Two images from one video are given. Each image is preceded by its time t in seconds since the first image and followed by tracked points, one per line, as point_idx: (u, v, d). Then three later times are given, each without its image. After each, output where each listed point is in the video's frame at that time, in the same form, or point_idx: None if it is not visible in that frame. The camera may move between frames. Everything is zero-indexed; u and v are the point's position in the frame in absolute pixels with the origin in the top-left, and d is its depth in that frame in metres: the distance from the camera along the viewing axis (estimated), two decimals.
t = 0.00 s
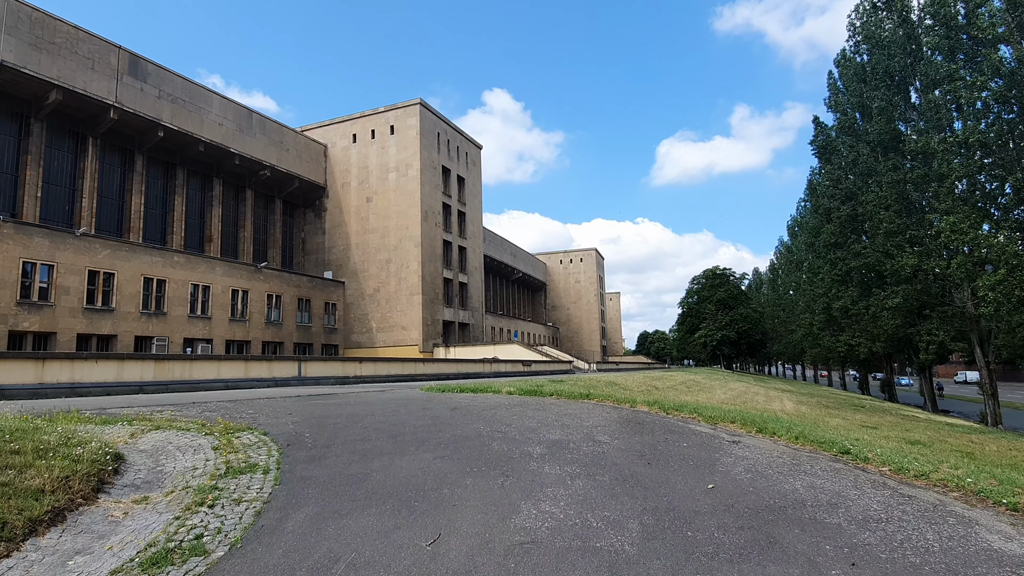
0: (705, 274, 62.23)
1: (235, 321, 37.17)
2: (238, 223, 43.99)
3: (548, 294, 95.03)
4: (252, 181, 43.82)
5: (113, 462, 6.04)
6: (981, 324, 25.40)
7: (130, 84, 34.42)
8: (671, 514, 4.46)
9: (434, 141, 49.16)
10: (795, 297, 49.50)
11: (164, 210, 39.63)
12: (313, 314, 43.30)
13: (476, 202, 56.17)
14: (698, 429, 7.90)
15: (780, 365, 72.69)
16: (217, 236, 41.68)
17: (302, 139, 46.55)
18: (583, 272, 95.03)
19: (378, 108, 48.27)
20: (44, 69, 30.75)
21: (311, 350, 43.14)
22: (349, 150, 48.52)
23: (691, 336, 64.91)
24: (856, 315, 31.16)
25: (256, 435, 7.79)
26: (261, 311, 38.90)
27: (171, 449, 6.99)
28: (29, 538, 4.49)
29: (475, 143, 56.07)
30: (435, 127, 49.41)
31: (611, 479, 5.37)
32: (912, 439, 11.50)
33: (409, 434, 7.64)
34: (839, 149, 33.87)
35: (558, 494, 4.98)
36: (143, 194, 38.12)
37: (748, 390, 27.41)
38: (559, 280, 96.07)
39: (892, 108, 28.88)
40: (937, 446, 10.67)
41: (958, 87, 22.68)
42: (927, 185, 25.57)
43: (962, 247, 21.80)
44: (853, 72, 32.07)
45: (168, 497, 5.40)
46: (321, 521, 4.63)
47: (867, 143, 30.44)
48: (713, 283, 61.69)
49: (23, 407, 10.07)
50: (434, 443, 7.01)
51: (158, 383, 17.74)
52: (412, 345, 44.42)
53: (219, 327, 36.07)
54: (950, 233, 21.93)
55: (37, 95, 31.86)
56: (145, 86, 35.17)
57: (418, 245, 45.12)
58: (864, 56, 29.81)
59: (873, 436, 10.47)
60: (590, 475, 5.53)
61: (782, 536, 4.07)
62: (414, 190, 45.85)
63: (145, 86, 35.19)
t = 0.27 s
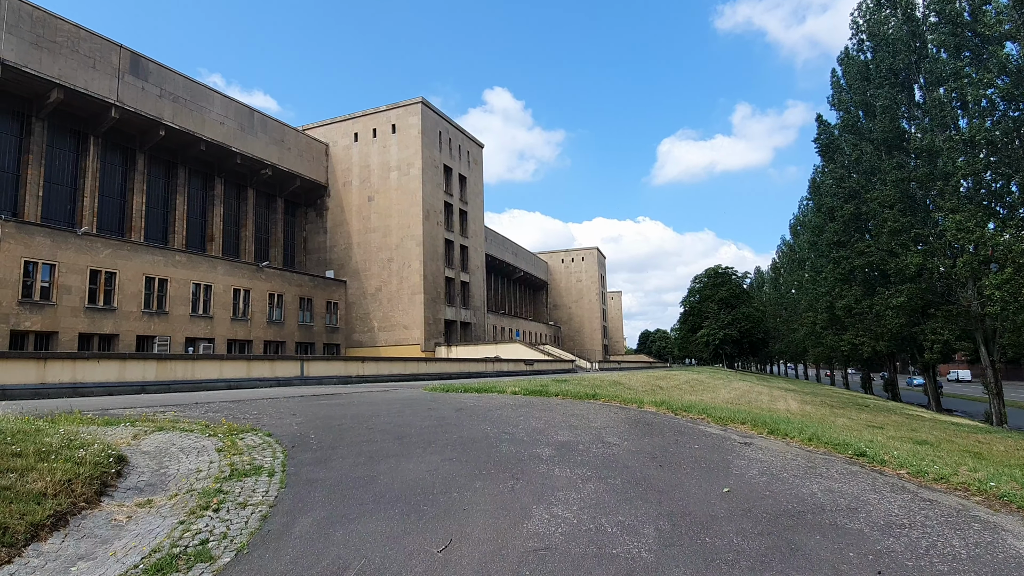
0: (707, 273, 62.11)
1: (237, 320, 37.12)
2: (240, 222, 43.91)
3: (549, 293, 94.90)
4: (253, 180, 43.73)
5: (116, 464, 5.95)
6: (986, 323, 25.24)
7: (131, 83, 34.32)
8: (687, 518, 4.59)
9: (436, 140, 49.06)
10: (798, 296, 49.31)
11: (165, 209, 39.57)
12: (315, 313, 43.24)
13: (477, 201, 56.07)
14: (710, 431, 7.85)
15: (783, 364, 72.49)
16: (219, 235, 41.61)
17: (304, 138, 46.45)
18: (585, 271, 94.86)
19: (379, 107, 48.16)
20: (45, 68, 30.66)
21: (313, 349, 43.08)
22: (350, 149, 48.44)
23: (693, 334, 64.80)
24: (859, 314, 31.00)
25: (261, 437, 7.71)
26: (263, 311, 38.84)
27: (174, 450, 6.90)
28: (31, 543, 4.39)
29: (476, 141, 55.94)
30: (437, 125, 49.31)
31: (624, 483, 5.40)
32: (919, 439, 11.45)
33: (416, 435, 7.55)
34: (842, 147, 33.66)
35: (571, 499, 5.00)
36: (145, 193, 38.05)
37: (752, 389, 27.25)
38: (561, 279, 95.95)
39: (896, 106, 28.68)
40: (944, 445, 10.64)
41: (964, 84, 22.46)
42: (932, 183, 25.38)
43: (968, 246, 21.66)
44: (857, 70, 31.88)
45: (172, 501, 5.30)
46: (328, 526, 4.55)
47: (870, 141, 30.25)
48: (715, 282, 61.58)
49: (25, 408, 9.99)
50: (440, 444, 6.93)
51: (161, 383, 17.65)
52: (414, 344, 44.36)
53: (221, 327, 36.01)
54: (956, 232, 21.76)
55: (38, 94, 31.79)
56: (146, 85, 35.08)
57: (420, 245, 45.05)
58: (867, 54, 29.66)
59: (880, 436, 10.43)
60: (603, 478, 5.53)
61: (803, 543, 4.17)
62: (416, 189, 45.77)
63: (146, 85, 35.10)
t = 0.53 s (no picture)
0: (707, 272, 62.07)
1: (238, 319, 37.08)
2: (240, 221, 43.84)
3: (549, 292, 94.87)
4: (253, 179, 43.67)
5: (118, 465, 5.90)
6: (988, 322, 25.17)
7: (131, 82, 34.25)
8: (696, 521, 4.53)
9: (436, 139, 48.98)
10: (799, 295, 49.26)
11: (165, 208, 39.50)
12: (315, 313, 43.18)
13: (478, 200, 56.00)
14: (716, 430, 7.80)
15: (783, 363, 72.45)
16: (219, 234, 41.55)
17: (304, 137, 46.38)
18: (585, 270, 94.82)
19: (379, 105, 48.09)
20: (46, 67, 30.60)
21: (313, 349, 43.03)
22: (350, 148, 48.36)
23: (694, 333, 64.73)
24: (860, 313, 30.93)
25: (263, 437, 7.66)
26: (263, 310, 38.79)
27: (176, 450, 6.86)
28: (31, 545, 4.34)
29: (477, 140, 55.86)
30: (437, 124, 49.25)
31: (630, 484, 5.35)
32: (923, 438, 11.40)
33: (419, 435, 7.52)
34: (843, 146, 33.61)
35: (577, 499, 4.97)
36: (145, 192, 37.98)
37: (753, 388, 27.20)
38: (561, 278, 95.89)
39: (897, 105, 28.64)
40: (948, 444, 10.61)
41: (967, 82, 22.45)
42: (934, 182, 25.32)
43: (969, 244, 21.63)
44: (858, 69, 31.84)
45: (174, 501, 5.26)
46: (333, 527, 4.52)
47: (872, 140, 30.21)
48: (716, 281, 61.54)
49: (25, 408, 9.93)
50: (444, 445, 6.89)
51: (161, 382, 17.61)
52: (414, 343, 44.32)
53: (221, 326, 35.96)
54: (958, 231, 21.70)
55: (38, 92, 31.71)
56: (146, 84, 35.01)
57: (420, 244, 44.97)
58: (869, 53, 29.59)
59: (883, 435, 10.39)
60: (608, 479, 5.49)
61: (814, 545, 4.13)
62: (416, 188, 45.69)
63: (146, 84, 35.03)
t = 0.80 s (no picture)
0: (708, 271, 62.04)
1: (238, 319, 37.07)
2: (240, 221, 43.82)
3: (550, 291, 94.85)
4: (254, 178, 43.65)
5: (118, 465, 5.88)
6: (989, 321, 25.12)
7: (131, 81, 34.24)
8: (697, 521, 4.52)
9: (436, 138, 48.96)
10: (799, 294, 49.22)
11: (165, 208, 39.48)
12: (316, 312, 43.17)
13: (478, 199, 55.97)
14: (717, 430, 7.79)
15: (783, 362, 72.43)
16: (219, 234, 41.53)
17: (304, 136, 46.36)
18: (586, 269, 94.77)
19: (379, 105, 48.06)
20: (46, 66, 30.59)
21: (313, 348, 43.02)
22: (351, 147, 48.34)
23: (694, 333, 64.70)
24: (861, 312, 30.89)
25: (263, 436, 7.64)
26: (263, 309, 38.78)
27: (176, 450, 6.85)
28: (31, 546, 4.33)
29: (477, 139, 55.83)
30: (437, 123, 49.22)
31: (631, 484, 5.35)
32: (924, 438, 11.38)
33: (420, 434, 7.51)
34: (843, 145, 33.55)
35: (578, 499, 4.96)
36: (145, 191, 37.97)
37: (753, 388, 27.18)
38: (561, 277, 95.86)
39: (898, 104, 28.60)
40: (949, 444, 10.59)
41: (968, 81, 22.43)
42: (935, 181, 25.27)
43: (970, 243, 21.60)
44: (858, 68, 31.79)
45: (173, 501, 5.25)
46: (333, 527, 4.51)
47: (872, 139, 30.16)
48: (716, 280, 61.53)
49: (24, 407, 9.90)
50: (445, 444, 6.87)
51: (162, 382, 17.60)
52: (415, 342, 44.31)
53: (221, 325, 35.94)
54: (958, 230, 21.66)
55: (38, 92, 31.71)
56: (146, 83, 35.00)
57: (420, 243, 44.96)
58: (870, 51, 29.53)
59: (882, 434, 10.38)
60: (609, 479, 5.48)
61: (815, 545, 4.12)
62: (417, 187, 45.67)
63: (146, 83, 35.02)
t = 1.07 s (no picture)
0: (708, 271, 62.03)
1: (238, 319, 37.07)
2: (240, 221, 43.82)
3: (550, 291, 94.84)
4: (254, 178, 43.65)
5: (117, 466, 5.88)
6: (989, 321, 25.07)
7: (131, 81, 34.24)
8: (696, 522, 4.52)
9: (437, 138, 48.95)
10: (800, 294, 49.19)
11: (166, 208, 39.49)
12: (316, 312, 43.17)
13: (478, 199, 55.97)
14: (716, 431, 7.79)
15: (784, 362, 72.41)
16: (219, 234, 41.53)
17: (304, 136, 46.36)
18: (586, 269, 94.76)
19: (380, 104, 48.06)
20: (46, 66, 30.60)
21: (313, 348, 43.03)
22: (351, 147, 48.35)
23: (694, 333, 64.67)
24: (861, 312, 30.85)
25: (263, 437, 7.64)
26: (264, 309, 38.79)
27: (176, 450, 6.86)
28: (30, 547, 4.33)
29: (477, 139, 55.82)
30: (437, 123, 49.21)
31: (631, 485, 5.34)
32: (924, 438, 11.37)
33: (420, 435, 7.51)
34: (843, 144, 33.51)
35: (577, 500, 4.96)
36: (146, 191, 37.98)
37: (753, 388, 27.12)
38: (561, 277, 95.84)
39: (899, 103, 28.57)
40: (949, 444, 10.59)
41: (968, 80, 22.43)
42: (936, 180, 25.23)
43: (970, 243, 21.59)
44: (858, 68, 31.76)
45: (173, 502, 5.25)
46: (332, 528, 4.51)
47: (873, 138, 30.13)
48: (716, 280, 61.53)
49: (24, 408, 9.89)
50: (445, 445, 6.87)
51: (162, 382, 17.61)
52: (415, 342, 44.32)
53: (221, 325, 35.94)
54: (959, 229, 21.62)
55: (38, 92, 31.71)
56: (146, 83, 35.01)
57: (421, 243, 44.96)
58: (872, 50, 29.47)
59: (883, 435, 10.37)
60: (608, 479, 5.48)
61: (815, 547, 4.12)
62: (417, 187, 45.67)
63: (147, 83, 35.03)
